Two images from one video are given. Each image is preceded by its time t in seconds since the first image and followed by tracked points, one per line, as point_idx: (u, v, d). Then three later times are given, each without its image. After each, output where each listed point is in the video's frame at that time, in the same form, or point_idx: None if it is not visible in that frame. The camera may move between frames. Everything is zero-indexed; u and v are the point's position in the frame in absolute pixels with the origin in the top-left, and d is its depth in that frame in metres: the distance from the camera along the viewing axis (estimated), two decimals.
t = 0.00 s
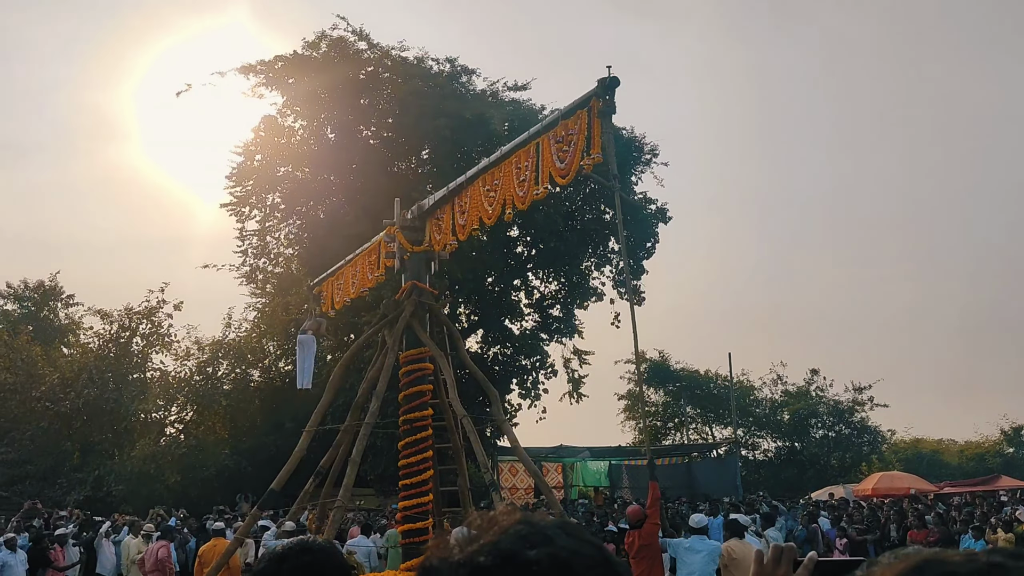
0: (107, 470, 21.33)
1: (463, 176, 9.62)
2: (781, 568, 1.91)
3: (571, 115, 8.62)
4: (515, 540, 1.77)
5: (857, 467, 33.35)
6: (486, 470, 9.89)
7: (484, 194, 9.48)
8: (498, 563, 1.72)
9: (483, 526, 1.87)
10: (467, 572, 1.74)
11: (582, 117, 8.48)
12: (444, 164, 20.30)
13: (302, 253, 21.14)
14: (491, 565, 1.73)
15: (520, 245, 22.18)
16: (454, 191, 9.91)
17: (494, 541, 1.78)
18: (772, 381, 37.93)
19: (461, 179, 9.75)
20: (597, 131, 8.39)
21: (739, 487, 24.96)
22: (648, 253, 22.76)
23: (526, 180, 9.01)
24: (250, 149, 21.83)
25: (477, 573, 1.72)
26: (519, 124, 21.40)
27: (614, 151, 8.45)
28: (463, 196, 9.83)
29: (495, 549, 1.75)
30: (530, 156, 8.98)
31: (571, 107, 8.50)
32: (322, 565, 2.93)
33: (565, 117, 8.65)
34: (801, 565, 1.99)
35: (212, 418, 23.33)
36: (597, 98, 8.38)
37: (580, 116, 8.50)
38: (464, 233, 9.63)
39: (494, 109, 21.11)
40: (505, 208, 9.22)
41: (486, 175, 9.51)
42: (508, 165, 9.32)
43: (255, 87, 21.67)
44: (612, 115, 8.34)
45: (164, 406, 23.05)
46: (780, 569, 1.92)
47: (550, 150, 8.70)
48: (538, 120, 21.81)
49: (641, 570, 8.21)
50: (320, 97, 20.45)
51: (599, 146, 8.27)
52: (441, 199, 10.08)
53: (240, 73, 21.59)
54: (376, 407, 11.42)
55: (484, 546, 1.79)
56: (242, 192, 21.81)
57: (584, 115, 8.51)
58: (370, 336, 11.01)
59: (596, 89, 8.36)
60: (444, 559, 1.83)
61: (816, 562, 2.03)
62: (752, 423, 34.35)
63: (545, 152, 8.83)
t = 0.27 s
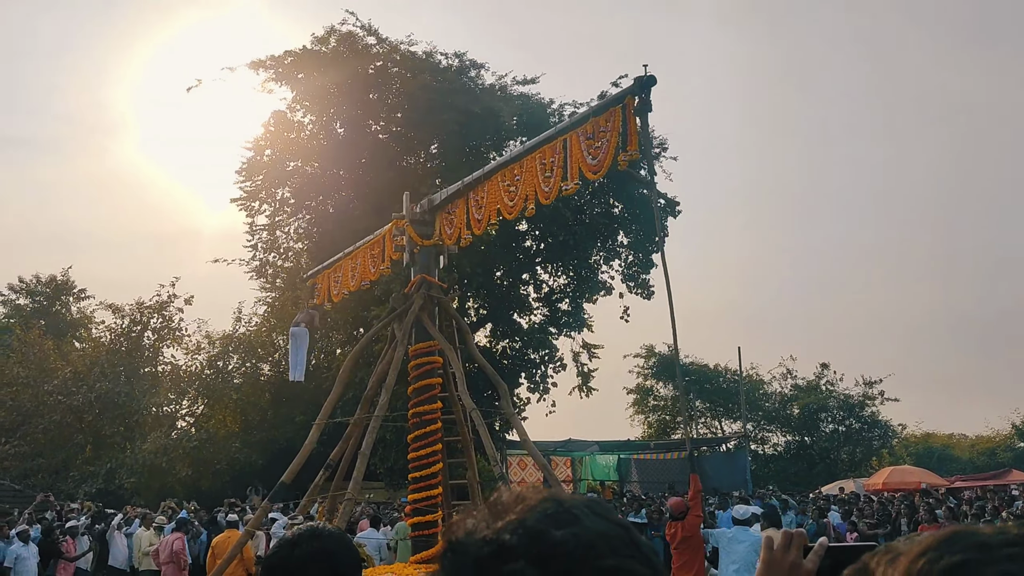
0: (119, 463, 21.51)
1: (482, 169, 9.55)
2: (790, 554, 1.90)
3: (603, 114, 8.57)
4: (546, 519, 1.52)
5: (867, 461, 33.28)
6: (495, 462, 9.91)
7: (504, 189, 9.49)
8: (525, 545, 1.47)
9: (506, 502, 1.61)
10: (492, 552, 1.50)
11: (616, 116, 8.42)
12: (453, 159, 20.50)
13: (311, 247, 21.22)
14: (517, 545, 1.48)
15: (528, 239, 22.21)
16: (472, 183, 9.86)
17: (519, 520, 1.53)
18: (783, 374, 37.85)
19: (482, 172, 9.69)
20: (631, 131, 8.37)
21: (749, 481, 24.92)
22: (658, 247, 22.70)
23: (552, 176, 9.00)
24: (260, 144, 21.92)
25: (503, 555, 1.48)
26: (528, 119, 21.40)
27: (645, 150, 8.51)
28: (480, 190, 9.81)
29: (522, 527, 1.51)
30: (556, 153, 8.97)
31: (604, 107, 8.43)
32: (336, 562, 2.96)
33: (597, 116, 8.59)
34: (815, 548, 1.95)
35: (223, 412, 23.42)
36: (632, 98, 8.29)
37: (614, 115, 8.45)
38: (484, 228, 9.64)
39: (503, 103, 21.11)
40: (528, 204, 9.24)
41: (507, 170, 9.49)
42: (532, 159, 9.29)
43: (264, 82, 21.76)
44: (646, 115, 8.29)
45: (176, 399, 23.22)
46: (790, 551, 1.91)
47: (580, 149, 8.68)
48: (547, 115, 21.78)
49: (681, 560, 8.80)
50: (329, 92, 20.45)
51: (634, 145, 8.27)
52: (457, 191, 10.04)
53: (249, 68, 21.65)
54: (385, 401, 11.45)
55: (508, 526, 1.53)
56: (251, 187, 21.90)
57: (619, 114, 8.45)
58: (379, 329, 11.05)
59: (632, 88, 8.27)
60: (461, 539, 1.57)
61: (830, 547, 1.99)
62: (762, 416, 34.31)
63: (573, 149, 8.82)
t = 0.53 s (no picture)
0: (132, 453, 21.63)
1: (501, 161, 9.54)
2: (808, 530, 1.88)
3: (636, 108, 8.72)
4: (578, 486, 1.43)
5: (881, 454, 33.13)
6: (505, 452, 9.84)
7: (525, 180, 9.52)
8: (556, 507, 1.38)
9: (532, 473, 1.51)
10: (524, 516, 1.40)
11: (652, 111, 8.57)
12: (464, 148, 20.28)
13: (322, 238, 21.22)
14: (548, 509, 1.39)
15: (539, 230, 22.14)
16: (488, 174, 9.84)
17: (551, 484, 1.43)
18: (795, 366, 37.69)
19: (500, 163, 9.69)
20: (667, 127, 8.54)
21: (761, 472, 24.82)
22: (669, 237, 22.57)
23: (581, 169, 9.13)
24: (272, 136, 21.93)
25: (534, 518, 1.39)
26: (539, 109, 21.31)
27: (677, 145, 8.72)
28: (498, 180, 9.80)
29: (554, 489, 1.42)
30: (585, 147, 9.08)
31: (639, 102, 8.55)
32: (351, 543, 2.94)
33: (630, 110, 8.72)
34: (831, 527, 1.94)
35: (235, 402, 23.50)
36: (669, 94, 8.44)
37: (649, 111, 8.59)
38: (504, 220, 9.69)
39: (514, 93, 21.03)
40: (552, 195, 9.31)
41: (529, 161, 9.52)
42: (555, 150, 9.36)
43: (276, 74, 21.76)
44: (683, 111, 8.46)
45: (188, 390, 23.31)
46: (807, 531, 1.89)
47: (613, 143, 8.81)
48: (558, 105, 21.66)
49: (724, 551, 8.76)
50: (341, 83, 20.47)
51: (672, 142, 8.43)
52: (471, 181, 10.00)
53: (261, 60, 21.66)
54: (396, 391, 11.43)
55: (538, 490, 1.43)
56: (263, 179, 21.93)
57: (654, 109, 8.61)
58: (390, 320, 11.02)
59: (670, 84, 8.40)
60: (491, 504, 1.47)
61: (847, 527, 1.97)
62: (774, 408, 34.18)
63: (603, 143, 8.94)
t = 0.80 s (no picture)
0: (145, 449, 21.77)
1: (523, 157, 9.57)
2: (822, 506, 1.92)
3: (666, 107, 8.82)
4: (631, 451, 1.59)
5: (892, 451, 33.04)
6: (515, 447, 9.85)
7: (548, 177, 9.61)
8: (615, 464, 1.55)
9: (577, 434, 1.65)
10: (584, 471, 1.54)
11: (682, 111, 8.67)
12: (474, 145, 20.32)
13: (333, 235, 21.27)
14: (613, 465, 1.55)
15: (549, 226, 22.14)
16: (507, 169, 9.87)
17: (604, 446, 1.59)
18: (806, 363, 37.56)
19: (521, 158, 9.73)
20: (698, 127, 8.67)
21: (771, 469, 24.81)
22: (680, 234, 22.54)
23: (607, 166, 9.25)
24: (282, 133, 21.96)
25: (596, 472, 1.54)
26: (549, 105, 21.28)
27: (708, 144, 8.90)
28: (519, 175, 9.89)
29: (610, 451, 1.57)
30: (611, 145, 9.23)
31: (670, 101, 8.64)
32: (360, 522, 2.97)
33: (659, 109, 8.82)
34: (843, 508, 1.98)
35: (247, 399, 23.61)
36: (700, 94, 8.54)
37: (680, 110, 8.70)
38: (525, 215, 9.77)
39: (524, 89, 21.01)
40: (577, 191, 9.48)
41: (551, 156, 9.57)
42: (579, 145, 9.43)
43: (286, 70, 21.79)
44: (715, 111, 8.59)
45: (200, 386, 23.44)
46: (819, 510, 1.94)
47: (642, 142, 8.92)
48: (568, 101, 21.64)
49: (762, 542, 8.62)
50: (351, 80, 20.50)
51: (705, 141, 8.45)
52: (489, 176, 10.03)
53: (271, 56, 21.70)
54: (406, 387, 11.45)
55: (592, 447, 1.58)
56: (274, 175, 21.98)
57: (685, 109, 8.71)
58: (400, 316, 11.05)
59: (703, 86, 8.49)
60: (542, 460, 1.60)
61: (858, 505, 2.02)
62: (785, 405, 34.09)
63: (629, 141, 9.12)
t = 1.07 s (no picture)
0: (156, 446, 21.88)
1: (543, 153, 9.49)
2: (831, 503, 1.93)
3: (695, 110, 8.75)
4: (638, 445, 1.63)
5: (903, 448, 32.92)
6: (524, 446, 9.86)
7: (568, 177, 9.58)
8: (624, 457, 1.57)
9: (584, 432, 1.68)
10: (593, 467, 1.55)
11: (712, 114, 8.60)
12: (484, 143, 20.37)
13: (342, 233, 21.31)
14: (620, 459, 1.57)
15: (558, 224, 22.11)
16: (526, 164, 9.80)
17: (614, 441, 1.62)
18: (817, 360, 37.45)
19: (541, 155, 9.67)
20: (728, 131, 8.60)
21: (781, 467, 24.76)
22: (690, 231, 22.48)
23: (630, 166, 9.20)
24: (292, 131, 22.02)
25: (606, 467, 1.55)
26: (558, 103, 21.24)
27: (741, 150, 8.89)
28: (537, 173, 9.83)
29: (620, 444, 1.61)
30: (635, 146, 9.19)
31: (700, 104, 8.57)
32: (366, 511, 2.97)
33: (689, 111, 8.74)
34: (855, 502, 1.98)
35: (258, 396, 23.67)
36: (731, 98, 8.47)
37: (710, 113, 8.63)
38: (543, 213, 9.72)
39: (533, 87, 20.99)
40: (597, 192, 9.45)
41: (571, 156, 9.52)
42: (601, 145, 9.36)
43: (295, 69, 21.84)
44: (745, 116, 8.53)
45: (211, 384, 23.52)
46: (831, 506, 1.94)
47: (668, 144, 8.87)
48: (578, 99, 21.61)
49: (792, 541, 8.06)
50: (360, 78, 20.51)
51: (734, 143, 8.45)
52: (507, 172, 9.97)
53: (280, 54, 21.75)
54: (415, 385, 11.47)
55: (602, 442, 1.62)
56: (283, 174, 22.06)
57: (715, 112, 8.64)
58: (410, 314, 11.06)
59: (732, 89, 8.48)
60: (548, 461, 1.62)
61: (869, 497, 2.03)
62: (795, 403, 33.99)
63: (654, 143, 9.09)
